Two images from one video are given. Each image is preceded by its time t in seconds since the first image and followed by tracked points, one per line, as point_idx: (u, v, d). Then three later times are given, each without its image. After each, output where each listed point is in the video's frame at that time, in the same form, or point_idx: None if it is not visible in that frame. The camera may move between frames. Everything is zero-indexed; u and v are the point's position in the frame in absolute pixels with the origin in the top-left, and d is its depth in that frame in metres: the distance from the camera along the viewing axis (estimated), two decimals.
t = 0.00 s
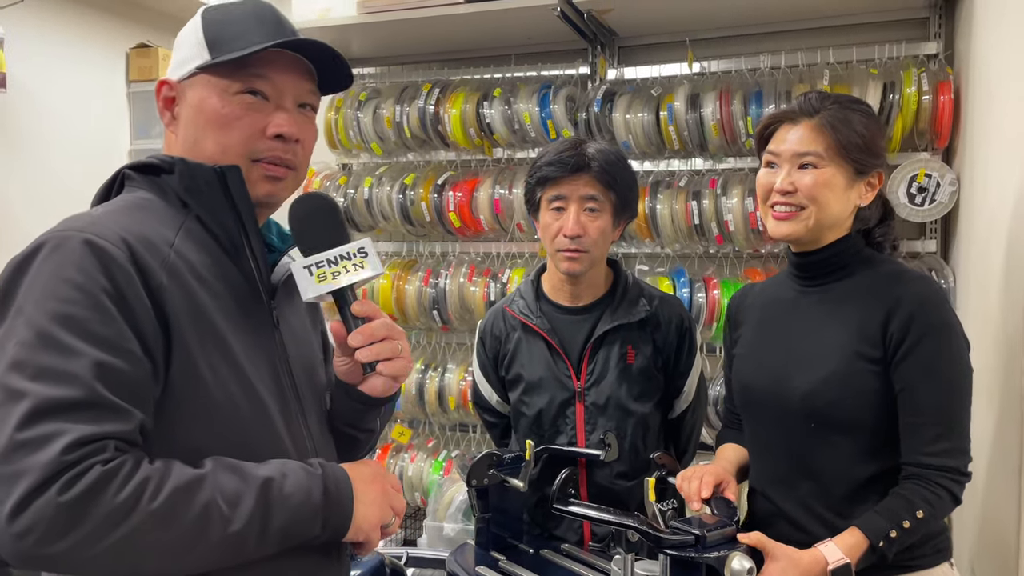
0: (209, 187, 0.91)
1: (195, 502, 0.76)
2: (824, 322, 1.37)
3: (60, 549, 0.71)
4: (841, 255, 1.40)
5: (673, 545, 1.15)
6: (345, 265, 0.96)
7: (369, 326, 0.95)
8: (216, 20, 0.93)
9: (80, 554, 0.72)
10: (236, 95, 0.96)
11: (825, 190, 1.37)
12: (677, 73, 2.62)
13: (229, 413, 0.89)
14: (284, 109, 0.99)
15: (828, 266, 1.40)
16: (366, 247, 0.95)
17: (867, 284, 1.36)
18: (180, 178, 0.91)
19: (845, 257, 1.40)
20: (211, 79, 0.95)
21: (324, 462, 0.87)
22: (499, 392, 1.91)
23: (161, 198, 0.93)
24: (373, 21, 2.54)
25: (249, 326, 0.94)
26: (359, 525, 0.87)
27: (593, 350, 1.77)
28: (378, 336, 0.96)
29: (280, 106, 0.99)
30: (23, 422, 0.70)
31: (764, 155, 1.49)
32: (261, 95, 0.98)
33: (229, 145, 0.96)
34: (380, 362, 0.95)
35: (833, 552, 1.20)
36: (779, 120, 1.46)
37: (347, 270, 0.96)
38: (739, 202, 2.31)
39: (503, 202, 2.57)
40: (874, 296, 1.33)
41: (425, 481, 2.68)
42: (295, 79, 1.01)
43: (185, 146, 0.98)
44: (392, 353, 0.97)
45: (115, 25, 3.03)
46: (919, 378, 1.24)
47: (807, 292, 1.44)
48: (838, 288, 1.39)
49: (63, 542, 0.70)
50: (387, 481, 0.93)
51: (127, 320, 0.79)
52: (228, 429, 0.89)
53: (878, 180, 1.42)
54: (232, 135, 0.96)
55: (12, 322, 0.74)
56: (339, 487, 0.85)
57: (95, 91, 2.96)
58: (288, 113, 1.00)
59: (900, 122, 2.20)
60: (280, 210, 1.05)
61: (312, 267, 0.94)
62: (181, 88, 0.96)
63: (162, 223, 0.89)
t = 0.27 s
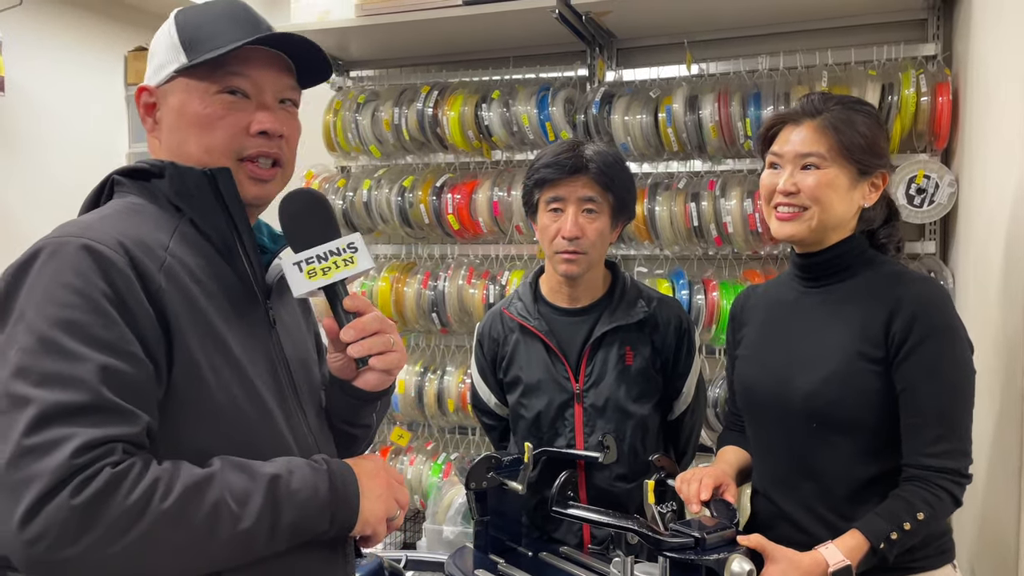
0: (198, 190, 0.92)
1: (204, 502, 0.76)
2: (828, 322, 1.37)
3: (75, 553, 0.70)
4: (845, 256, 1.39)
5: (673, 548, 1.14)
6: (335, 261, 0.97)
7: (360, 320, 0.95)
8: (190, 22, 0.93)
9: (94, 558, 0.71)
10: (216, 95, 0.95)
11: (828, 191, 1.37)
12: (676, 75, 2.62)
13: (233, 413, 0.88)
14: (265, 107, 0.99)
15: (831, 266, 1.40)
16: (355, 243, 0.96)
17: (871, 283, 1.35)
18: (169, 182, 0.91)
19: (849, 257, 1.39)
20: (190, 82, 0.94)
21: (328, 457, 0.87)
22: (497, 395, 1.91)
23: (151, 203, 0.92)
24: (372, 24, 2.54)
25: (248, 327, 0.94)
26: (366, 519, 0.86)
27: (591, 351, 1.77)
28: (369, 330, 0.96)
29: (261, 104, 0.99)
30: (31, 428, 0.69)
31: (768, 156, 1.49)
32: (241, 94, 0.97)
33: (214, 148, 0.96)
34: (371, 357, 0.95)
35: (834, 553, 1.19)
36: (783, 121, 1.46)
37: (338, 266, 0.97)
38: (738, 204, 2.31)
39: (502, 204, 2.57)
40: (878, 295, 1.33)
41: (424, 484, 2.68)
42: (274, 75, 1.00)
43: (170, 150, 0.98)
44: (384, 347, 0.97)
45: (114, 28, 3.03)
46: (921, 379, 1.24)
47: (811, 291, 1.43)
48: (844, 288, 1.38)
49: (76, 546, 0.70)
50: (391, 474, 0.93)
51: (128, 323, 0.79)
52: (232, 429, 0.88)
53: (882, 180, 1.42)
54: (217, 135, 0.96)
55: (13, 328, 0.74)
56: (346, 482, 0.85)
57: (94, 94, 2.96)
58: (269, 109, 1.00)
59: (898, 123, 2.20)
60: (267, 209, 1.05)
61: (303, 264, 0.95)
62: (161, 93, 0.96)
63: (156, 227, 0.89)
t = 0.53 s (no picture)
0: (220, 194, 0.91)
1: (217, 511, 0.76)
2: (832, 324, 1.37)
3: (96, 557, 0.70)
4: (851, 258, 1.39)
5: (672, 550, 1.14)
6: (350, 280, 0.98)
7: (371, 340, 0.96)
8: (220, 25, 0.94)
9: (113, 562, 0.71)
10: (244, 100, 0.95)
11: (832, 193, 1.37)
12: (674, 77, 2.63)
13: (242, 419, 0.89)
14: (292, 114, 1.00)
15: (836, 267, 1.40)
16: (369, 263, 0.97)
17: (869, 285, 1.36)
18: (189, 182, 0.90)
19: (853, 259, 1.39)
20: (218, 85, 0.94)
21: (330, 471, 0.88)
22: (495, 398, 1.91)
23: (170, 203, 0.91)
24: (370, 27, 2.55)
25: (258, 333, 0.94)
26: (366, 534, 0.88)
27: (590, 353, 1.77)
28: (380, 349, 0.97)
29: (288, 111, 1.00)
30: (54, 433, 0.69)
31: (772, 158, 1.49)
32: (269, 100, 0.98)
33: (242, 153, 0.96)
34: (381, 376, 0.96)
35: (833, 556, 1.20)
36: (786, 123, 1.46)
37: (352, 284, 0.98)
38: (736, 206, 2.31)
39: (500, 207, 2.58)
40: (882, 296, 1.33)
41: (423, 487, 2.68)
42: (302, 83, 1.01)
43: (192, 152, 0.97)
44: (393, 366, 0.98)
45: (112, 31, 3.04)
46: (923, 380, 1.24)
47: (814, 294, 1.44)
48: (847, 289, 1.39)
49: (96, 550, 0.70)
50: (390, 491, 0.95)
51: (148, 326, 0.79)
52: (241, 435, 0.89)
53: (886, 182, 1.42)
54: (244, 141, 0.96)
55: (32, 328, 0.73)
56: (348, 496, 0.87)
57: (92, 98, 2.96)
58: (296, 117, 1.00)
59: (896, 126, 2.20)
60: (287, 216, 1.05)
61: (316, 282, 0.96)
62: (185, 94, 0.96)
63: (173, 229, 0.88)
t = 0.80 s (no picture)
0: (217, 192, 0.91)
1: (209, 513, 0.76)
2: (835, 325, 1.37)
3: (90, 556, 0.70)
4: (856, 260, 1.39)
5: (671, 551, 1.13)
6: (353, 278, 0.98)
7: (372, 338, 0.96)
8: (223, 24, 0.93)
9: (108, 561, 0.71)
10: (246, 100, 0.95)
11: (838, 192, 1.37)
12: (672, 78, 2.63)
13: (236, 421, 0.88)
14: (294, 115, 1.00)
15: (842, 267, 1.40)
16: (374, 262, 0.97)
17: (871, 287, 1.36)
18: (187, 182, 0.90)
19: (858, 259, 1.39)
20: (220, 84, 0.94)
21: (325, 473, 0.88)
22: (494, 398, 1.91)
23: (167, 203, 0.91)
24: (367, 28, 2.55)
25: (255, 335, 0.94)
26: (361, 538, 0.88)
27: (589, 353, 1.77)
28: (380, 349, 0.97)
29: (290, 111, 1.00)
30: (43, 432, 0.69)
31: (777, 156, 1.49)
32: (271, 100, 0.98)
33: (242, 153, 0.96)
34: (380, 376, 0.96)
35: (834, 557, 1.19)
36: (793, 121, 1.46)
37: (355, 283, 0.98)
38: (735, 206, 2.31)
39: (499, 208, 2.57)
40: (886, 297, 1.33)
41: (422, 488, 2.67)
42: (305, 85, 1.01)
43: (191, 151, 0.97)
44: (392, 367, 0.98)
45: (110, 33, 3.03)
46: (926, 382, 1.24)
47: (818, 293, 1.44)
48: (851, 291, 1.39)
49: (90, 550, 0.70)
50: (387, 495, 0.95)
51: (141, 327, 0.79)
52: (235, 438, 0.88)
53: (892, 182, 1.42)
54: (245, 141, 0.96)
55: (23, 327, 0.73)
56: (342, 498, 0.86)
57: (90, 99, 2.95)
58: (297, 118, 1.00)
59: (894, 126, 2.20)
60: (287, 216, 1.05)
61: (319, 279, 0.95)
62: (186, 92, 0.95)
63: (170, 229, 0.88)
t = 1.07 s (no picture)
0: (207, 195, 0.91)
1: (199, 516, 0.76)
2: (839, 326, 1.37)
3: (74, 559, 0.70)
4: (858, 261, 1.39)
5: (670, 552, 1.13)
6: (347, 272, 0.96)
7: (365, 334, 0.97)
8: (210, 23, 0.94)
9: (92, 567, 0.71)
10: (235, 96, 0.95)
11: (841, 194, 1.37)
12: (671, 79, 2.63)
13: (230, 424, 0.88)
14: (284, 109, 1.00)
15: (846, 267, 1.40)
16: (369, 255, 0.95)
17: (877, 287, 1.36)
18: (175, 185, 0.90)
19: (862, 261, 1.39)
20: (210, 81, 0.94)
21: (323, 474, 0.87)
22: (493, 400, 1.90)
23: (154, 206, 0.91)
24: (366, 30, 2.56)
25: (248, 335, 0.94)
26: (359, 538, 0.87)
27: (589, 355, 1.76)
28: (376, 344, 0.97)
29: (279, 106, 1.00)
30: (26, 433, 0.68)
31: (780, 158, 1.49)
32: (259, 95, 0.98)
33: (230, 149, 0.96)
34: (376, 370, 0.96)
35: (834, 559, 1.20)
36: (796, 121, 1.46)
37: (349, 277, 0.96)
38: (734, 207, 2.31)
39: (498, 209, 2.58)
40: (890, 300, 1.33)
41: (422, 490, 2.67)
42: (293, 79, 1.01)
43: (180, 153, 0.96)
44: (389, 361, 0.98)
45: (109, 35, 3.03)
46: (928, 385, 1.24)
47: (821, 293, 1.44)
48: (855, 292, 1.39)
49: (78, 552, 0.70)
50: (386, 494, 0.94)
51: (128, 330, 0.78)
52: (229, 441, 0.88)
53: (895, 183, 1.41)
54: (234, 136, 0.96)
55: (10, 331, 0.73)
56: (339, 497, 0.85)
57: (88, 102, 2.95)
58: (285, 112, 1.00)
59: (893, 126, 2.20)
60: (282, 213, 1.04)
61: (313, 272, 0.94)
62: (173, 94, 0.96)
63: (158, 232, 0.88)
